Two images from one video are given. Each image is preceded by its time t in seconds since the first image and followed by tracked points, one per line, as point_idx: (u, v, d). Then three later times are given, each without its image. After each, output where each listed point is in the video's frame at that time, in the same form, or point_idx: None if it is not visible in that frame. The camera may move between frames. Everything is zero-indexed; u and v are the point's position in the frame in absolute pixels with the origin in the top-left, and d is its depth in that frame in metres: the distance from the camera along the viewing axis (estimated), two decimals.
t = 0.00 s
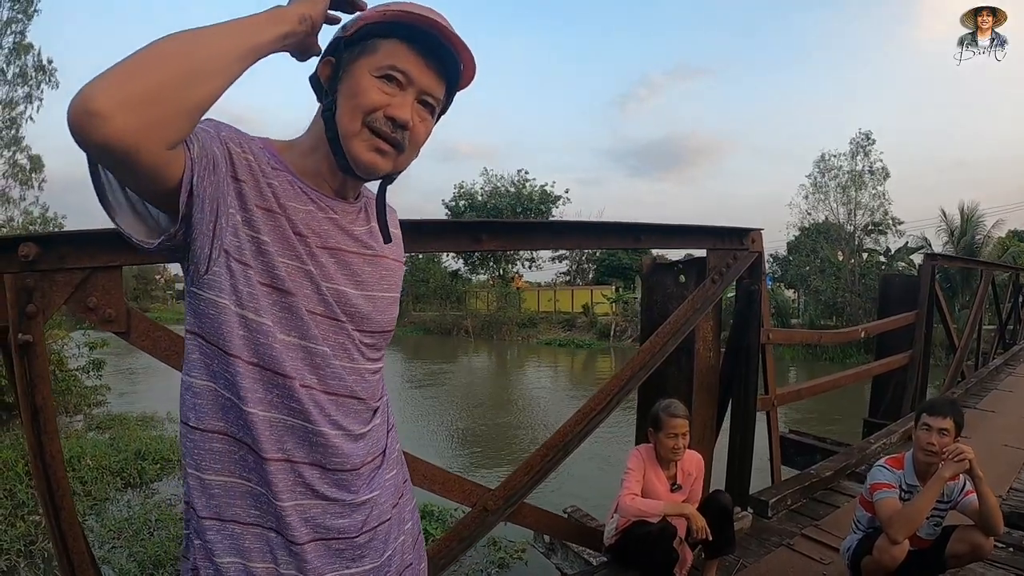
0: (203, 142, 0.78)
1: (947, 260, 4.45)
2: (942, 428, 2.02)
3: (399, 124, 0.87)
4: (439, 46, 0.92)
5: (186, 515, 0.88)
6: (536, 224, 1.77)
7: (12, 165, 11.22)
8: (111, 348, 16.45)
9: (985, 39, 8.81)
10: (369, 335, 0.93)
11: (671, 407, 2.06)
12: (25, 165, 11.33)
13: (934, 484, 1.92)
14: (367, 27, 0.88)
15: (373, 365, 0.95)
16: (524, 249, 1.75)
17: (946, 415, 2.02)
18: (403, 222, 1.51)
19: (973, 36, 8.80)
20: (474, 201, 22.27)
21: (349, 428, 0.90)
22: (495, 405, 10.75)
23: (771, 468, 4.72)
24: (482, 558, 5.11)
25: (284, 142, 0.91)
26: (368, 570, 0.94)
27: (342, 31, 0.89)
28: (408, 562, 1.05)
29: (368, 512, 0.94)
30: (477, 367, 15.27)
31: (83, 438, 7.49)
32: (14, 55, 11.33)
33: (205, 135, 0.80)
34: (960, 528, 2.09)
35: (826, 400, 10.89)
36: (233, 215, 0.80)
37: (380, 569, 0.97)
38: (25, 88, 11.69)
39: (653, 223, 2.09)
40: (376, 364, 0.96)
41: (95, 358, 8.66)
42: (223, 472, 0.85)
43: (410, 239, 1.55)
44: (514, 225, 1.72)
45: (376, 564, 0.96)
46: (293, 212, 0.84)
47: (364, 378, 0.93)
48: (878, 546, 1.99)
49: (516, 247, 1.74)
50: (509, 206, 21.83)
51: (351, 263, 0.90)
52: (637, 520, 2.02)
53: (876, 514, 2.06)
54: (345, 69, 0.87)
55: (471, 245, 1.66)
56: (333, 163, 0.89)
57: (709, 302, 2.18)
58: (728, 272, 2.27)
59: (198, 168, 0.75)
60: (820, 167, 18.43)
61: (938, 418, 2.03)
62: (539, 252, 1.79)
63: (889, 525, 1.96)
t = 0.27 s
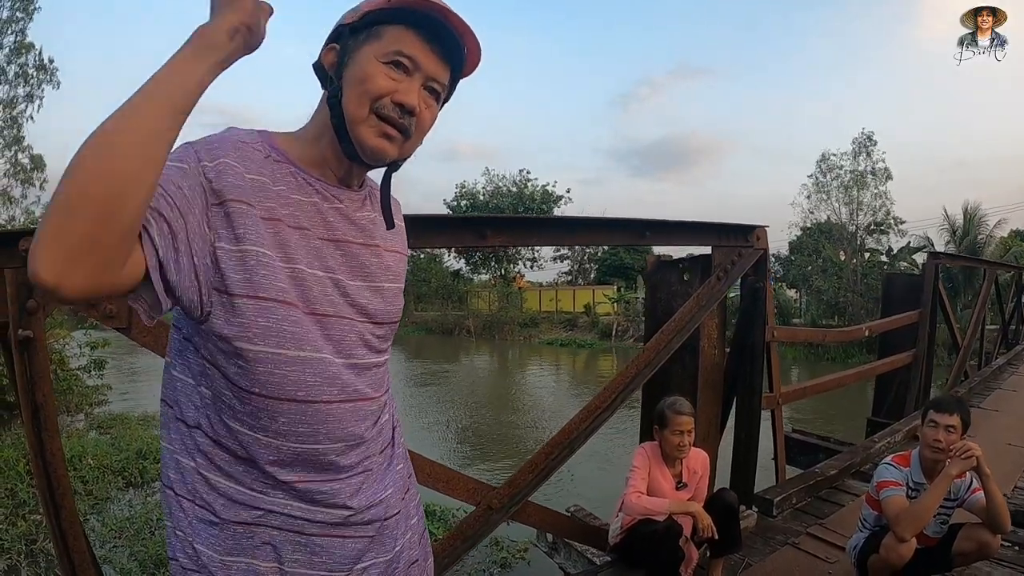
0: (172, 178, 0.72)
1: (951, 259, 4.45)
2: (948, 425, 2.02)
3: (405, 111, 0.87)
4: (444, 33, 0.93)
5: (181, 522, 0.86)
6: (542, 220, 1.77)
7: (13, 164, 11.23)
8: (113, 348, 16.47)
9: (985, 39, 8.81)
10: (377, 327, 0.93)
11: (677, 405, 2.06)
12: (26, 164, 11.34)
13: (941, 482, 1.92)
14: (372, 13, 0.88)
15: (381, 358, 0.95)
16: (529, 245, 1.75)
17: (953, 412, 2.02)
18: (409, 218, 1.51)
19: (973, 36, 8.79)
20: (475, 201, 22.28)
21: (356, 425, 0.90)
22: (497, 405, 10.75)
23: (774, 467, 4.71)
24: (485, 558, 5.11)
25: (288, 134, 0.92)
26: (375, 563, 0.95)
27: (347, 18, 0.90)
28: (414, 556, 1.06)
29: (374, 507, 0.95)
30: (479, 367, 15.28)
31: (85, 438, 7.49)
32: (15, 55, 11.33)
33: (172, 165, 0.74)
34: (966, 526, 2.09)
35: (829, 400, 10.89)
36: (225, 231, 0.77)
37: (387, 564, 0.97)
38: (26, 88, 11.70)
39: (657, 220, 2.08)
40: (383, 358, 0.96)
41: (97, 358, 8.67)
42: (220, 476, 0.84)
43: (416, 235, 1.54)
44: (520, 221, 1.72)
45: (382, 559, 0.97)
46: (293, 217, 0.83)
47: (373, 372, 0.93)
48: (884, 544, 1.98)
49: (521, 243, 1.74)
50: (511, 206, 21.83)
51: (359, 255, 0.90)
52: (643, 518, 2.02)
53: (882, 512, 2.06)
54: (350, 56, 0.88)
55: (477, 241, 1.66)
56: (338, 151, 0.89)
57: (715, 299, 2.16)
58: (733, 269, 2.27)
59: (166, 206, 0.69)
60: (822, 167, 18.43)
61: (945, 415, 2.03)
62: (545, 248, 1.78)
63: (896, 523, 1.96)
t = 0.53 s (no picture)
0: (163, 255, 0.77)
1: (953, 258, 4.44)
2: (952, 423, 2.02)
3: (417, 111, 0.88)
4: (458, 33, 0.94)
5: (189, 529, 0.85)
6: (545, 218, 1.77)
7: (15, 164, 11.24)
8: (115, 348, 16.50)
9: (985, 39, 8.80)
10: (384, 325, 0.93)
11: (680, 403, 2.06)
12: (28, 163, 11.36)
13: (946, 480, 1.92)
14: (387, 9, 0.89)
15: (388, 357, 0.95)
16: (533, 243, 1.76)
17: (956, 410, 2.02)
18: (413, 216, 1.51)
19: (973, 36, 8.78)
20: (477, 200, 22.28)
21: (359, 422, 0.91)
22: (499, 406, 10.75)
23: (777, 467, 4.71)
24: (487, 557, 5.11)
25: (289, 132, 0.93)
26: (383, 562, 0.95)
27: (361, 12, 0.89)
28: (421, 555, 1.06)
29: (381, 505, 0.95)
30: (480, 367, 15.28)
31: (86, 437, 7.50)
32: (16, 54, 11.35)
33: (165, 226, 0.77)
34: (971, 525, 2.09)
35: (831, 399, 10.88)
36: (229, 251, 0.78)
37: (394, 562, 0.97)
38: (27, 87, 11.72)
39: (660, 219, 2.09)
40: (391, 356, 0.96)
41: (98, 357, 8.67)
42: (225, 475, 0.83)
43: (421, 233, 1.55)
44: (524, 219, 1.72)
45: (390, 557, 0.96)
46: (303, 229, 0.83)
47: (380, 371, 0.93)
48: (889, 542, 1.98)
49: (525, 241, 1.74)
50: (513, 205, 21.83)
51: (365, 255, 0.90)
52: (647, 517, 2.02)
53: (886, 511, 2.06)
54: (365, 51, 0.88)
55: (481, 239, 1.66)
56: (346, 148, 0.90)
57: (718, 298, 2.16)
58: (737, 268, 2.26)
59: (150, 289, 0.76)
60: (823, 167, 18.43)
61: (948, 413, 2.03)
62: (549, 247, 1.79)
63: (901, 521, 1.96)
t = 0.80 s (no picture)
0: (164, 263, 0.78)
1: (955, 258, 4.44)
2: (955, 422, 2.02)
3: (435, 124, 0.91)
4: (477, 43, 0.94)
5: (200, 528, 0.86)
6: (549, 217, 1.77)
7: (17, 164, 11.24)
8: (117, 347, 16.51)
9: (985, 39, 8.79)
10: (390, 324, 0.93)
11: (685, 402, 2.06)
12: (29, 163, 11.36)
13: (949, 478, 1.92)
14: (411, 13, 0.87)
15: (395, 357, 0.95)
16: (538, 243, 1.76)
17: (960, 409, 2.02)
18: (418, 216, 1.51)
19: (974, 36, 8.77)
20: (478, 200, 22.28)
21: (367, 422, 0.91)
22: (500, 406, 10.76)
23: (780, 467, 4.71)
24: (489, 557, 5.11)
25: (291, 131, 0.93)
26: (393, 561, 0.95)
27: (383, 12, 0.87)
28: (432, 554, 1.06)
29: (392, 505, 0.95)
30: (482, 367, 15.27)
31: (88, 437, 7.50)
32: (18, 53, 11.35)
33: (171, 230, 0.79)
34: (974, 523, 2.09)
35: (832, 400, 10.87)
36: (229, 257, 0.78)
37: (404, 561, 0.98)
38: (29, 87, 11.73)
39: (664, 218, 2.09)
40: (398, 356, 0.96)
41: (100, 357, 8.68)
42: (237, 475, 0.84)
43: (425, 232, 1.55)
44: (528, 218, 1.72)
45: (400, 556, 0.97)
46: (305, 233, 0.83)
47: (387, 370, 0.93)
48: (892, 541, 1.99)
49: (530, 240, 1.74)
50: (514, 205, 21.83)
51: (373, 256, 0.90)
52: (651, 516, 2.03)
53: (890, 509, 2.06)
54: (386, 57, 0.87)
55: (485, 238, 1.66)
56: (356, 150, 0.91)
57: (721, 298, 2.16)
58: (741, 268, 2.26)
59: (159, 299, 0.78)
60: (825, 167, 18.42)
61: (951, 411, 2.03)
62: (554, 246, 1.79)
63: (904, 520, 1.96)
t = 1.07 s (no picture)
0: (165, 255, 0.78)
1: (956, 258, 4.43)
2: (956, 421, 2.03)
3: (444, 124, 0.91)
4: (484, 41, 0.95)
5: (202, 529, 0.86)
6: (551, 217, 1.77)
7: (18, 164, 11.25)
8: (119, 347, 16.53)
9: (986, 38, 8.78)
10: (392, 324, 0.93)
11: (686, 402, 2.06)
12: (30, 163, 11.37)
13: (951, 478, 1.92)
14: (419, 13, 0.87)
15: (398, 356, 0.95)
16: (539, 243, 1.76)
17: (961, 408, 2.02)
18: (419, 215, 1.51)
19: (974, 36, 8.76)
20: (479, 200, 22.30)
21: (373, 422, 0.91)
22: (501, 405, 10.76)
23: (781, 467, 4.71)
24: (490, 557, 5.11)
25: (295, 128, 0.93)
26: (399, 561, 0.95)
27: (391, 11, 0.87)
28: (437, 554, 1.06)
29: (398, 505, 0.95)
30: (483, 367, 15.28)
31: (89, 437, 7.51)
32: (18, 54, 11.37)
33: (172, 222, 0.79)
34: (976, 523, 2.09)
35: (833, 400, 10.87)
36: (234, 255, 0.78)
37: (410, 562, 0.98)
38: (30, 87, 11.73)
39: (665, 218, 2.09)
40: (402, 356, 0.96)
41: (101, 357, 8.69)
42: (241, 476, 0.84)
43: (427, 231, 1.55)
44: (530, 218, 1.73)
45: (406, 556, 0.97)
46: (310, 232, 0.83)
47: (390, 370, 0.93)
48: (894, 541, 1.99)
49: (531, 240, 1.74)
50: (514, 205, 21.83)
51: (377, 256, 0.90)
52: (653, 516, 2.03)
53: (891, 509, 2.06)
54: (395, 57, 0.87)
55: (487, 238, 1.66)
56: (363, 149, 0.91)
57: (723, 298, 2.16)
58: (743, 267, 2.26)
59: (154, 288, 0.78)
60: (826, 167, 18.43)
61: (953, 411, 2.03)
62: (555, 246, 1.79)
63: (906, 520, 1.96)
